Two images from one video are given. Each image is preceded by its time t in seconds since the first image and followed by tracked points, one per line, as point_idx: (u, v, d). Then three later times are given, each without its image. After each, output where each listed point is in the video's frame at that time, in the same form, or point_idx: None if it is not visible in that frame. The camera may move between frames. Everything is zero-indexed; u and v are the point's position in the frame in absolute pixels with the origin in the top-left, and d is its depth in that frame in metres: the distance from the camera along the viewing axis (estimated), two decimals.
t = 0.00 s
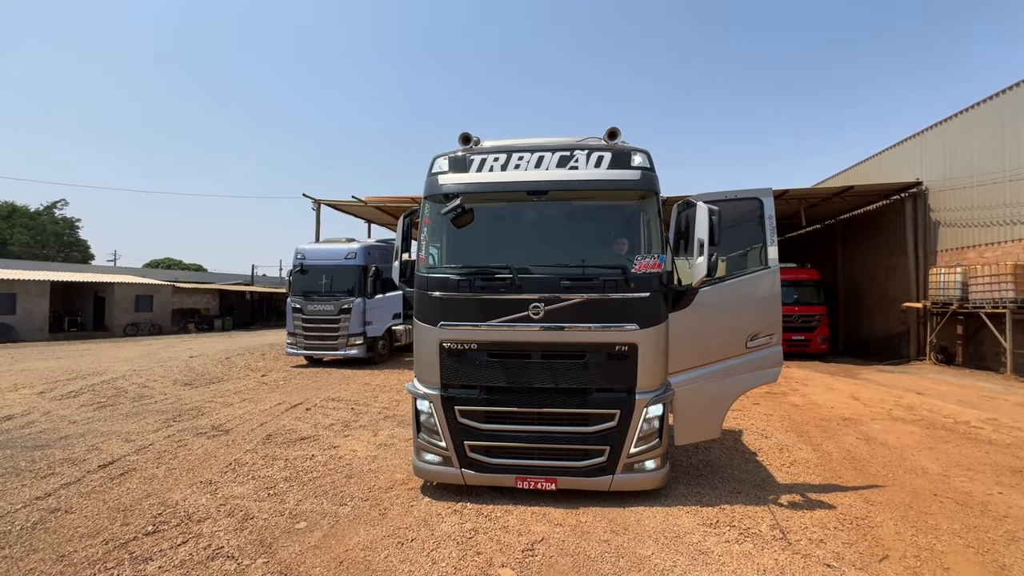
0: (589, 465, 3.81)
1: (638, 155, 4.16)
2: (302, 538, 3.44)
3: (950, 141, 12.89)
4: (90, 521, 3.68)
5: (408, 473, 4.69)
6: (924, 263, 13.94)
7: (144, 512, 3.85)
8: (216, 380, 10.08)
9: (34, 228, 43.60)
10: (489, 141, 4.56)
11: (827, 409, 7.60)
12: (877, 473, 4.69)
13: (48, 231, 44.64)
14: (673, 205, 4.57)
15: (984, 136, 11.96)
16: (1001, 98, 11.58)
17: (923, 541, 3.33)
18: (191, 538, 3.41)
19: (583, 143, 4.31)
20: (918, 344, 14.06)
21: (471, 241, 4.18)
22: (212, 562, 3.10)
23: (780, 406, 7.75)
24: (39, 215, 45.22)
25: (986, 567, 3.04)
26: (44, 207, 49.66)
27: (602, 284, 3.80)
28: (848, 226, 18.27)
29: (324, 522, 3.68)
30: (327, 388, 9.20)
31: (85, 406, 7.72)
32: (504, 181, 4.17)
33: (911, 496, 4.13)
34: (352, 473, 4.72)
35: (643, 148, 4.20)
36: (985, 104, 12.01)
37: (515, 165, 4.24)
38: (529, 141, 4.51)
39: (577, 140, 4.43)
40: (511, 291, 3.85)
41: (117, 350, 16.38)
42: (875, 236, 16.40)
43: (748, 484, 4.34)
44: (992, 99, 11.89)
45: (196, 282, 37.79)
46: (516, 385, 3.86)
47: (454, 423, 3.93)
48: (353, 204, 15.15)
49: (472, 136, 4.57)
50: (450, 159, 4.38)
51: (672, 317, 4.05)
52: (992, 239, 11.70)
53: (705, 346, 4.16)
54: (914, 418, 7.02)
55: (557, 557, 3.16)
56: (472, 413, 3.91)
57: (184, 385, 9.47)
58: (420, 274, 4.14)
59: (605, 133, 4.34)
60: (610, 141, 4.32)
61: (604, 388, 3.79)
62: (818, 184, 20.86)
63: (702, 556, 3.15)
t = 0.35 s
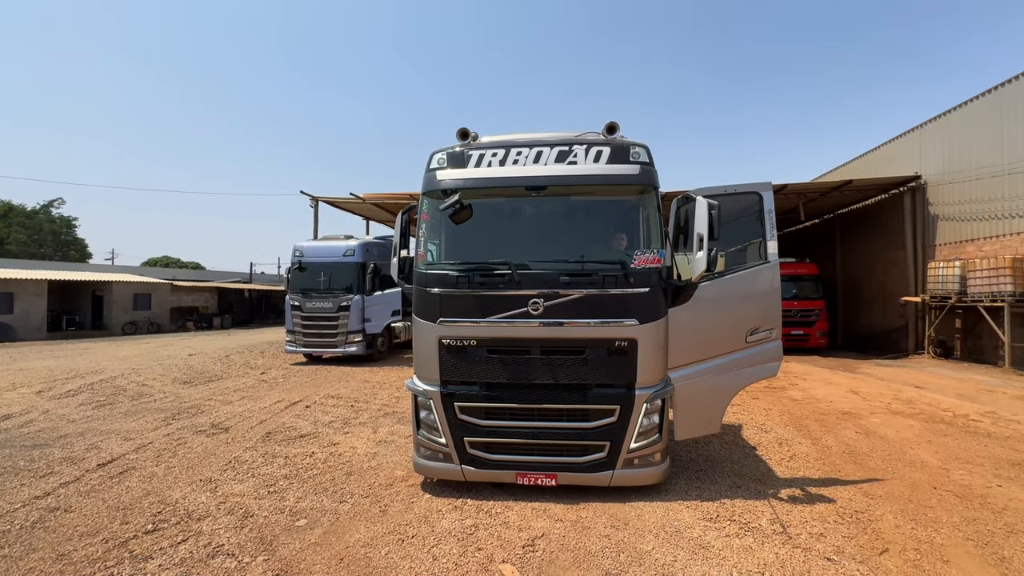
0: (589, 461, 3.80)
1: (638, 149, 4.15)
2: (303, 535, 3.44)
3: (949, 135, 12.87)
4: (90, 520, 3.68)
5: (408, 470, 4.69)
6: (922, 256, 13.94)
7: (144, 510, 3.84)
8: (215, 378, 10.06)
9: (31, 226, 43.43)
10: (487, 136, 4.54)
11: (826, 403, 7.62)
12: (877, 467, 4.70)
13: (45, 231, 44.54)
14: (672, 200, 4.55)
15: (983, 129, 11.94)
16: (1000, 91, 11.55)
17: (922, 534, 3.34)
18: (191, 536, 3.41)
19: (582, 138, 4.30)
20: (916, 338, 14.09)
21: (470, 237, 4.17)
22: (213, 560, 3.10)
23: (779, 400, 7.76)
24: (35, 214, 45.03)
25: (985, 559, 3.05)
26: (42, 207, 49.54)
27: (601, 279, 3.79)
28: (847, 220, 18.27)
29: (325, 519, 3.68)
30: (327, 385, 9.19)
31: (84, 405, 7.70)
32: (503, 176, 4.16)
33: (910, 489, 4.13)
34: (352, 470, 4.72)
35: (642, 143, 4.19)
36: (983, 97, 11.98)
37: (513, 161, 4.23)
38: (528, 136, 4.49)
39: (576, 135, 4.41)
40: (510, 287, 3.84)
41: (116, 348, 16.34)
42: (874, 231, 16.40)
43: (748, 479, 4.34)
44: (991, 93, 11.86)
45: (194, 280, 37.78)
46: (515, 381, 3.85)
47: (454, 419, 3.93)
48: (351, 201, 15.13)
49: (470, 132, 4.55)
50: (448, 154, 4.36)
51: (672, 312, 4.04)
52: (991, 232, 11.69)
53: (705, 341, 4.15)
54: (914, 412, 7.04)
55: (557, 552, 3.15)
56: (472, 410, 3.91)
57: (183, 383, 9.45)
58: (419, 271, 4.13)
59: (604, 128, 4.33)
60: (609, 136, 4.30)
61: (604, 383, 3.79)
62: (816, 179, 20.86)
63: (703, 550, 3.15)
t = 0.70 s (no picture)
0: (590, 456, 3.82)
1: (638, 145, 4.15)
2: (305, 531, 3.46)
3: (950, 131, 12.85)
4: (92, 517, 3.69)
5: (410, 466, 4.71)
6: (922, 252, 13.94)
7: (146, 507, 3.86)
8: (216, 375, 10.08)
9: (30, 224, 43.38)
10: (487, 133, 4.54)
11: (826, 398, 7.63)
12: (876, 462, 4.71)
13: (44, 228, 44.48)
14: (673, 196, 4.55)
15: (983, 125, 11.92)
16: (1001, 86, 11.53)
17: (922, 528, 3.36)
18: (194, 533, 3.42)
19: (582, 134, 4.30)
20: (916, 334, 14.10)
21: (470, 233, 4.17)
22: (215, 556, 3.12)
23: (779, 396, 7.78)
24: (34, 212, 44.96)
25: (984, 553, 3.07)
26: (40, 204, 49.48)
27: (602, 276, 3.79)
28: (847, 216, 18.26)
29: (327, 515, 3.70)
30: (328, 382, 9.21)
31: (85, 402, 7.72)
32: (503, 172, 4.15)
33: (910, 484, 4.15)
34: (353, 466, 4.73)
35: (642, 139, 4.19)
36: (984, 92, 11.96)
37: (513, 157, 4.22)
38: (527, 132, 4.48)
39: (576, 131, 4.40)
40: (511, 284, 3.85)
41: (116, 346, 16.37)
42: (874, 227, 16.40)
43: (748, 474, 4.36)
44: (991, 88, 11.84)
45: (194, 277, 37.80)
46: (516, 377, 3.86)
47: (455, 416, 3.94)
48: (351, 198, 15.12)
49: (470, 128, 4.54)
50: (448, 151, 4.36)
51: (672, 309, 4.05)
52: (991, 228, 11.69)
53: (705, 336, 4.16)
54: (913, 407, 7.05)
55: (559, 547, 3.17)
56: (472, 406, 3.92)
57: (184, 381, 9.47)
58: (419, 268, 4.13)
59: (604, 124, 4.32)
60: (609, 132, 4.30)
61: (604, 379, 3.80)
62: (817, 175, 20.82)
63: (703, 545, 3.17)
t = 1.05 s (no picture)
0: (589, 453, 3.83)
1: (638, 143, 4.15)
2: (306, 528, 3.47)
3: (949, 127, 12.85)
4: (94, 515, 3.70)
5: (411, 463, 4.72)
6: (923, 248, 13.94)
7: (148, 504, 3.87)
8: (217, 373, 10.10)
9: (30, 223, 43.38)
10: (487, 130, 4.54)
11: (825, 395, 7.65)
12: (876, 458, 4.73)
13: (43, 227, 44.48)
14: (673, 193, 4.55)
15: (983, 121, 11.91)
16: (1001, 83, 11.51)
17: (921, 524, 3.37)
18: (195, 530, 3.44)
19: (582, 131, 4.30)
20: (915, 331, 14.13)
21: (470, 231, 4.17)
22: (217, 553, 3.13)
23: (779, 393, 7.80)
24: (33, 211, 44.92)
25: (983, 548, 3.08)
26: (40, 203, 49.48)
27: (602, 273, 3.80)
28: (847, 213, 18.25)
29: (328, 512, 3.71)
30: (328, 380, 9.23)
31: (86, 400, 7.73)
32: (503, 170, 4.15)
33: (909, 480, 4.17)
34: (354, 463, 4.75)
35: (642, 136, 4.19)
36: (984, 89, 11.95)
37: (513, 154, 4.22)
38: (527, 129, 4.48)
39: (576, 128, 4.40)
40: (511, 281, 3.85)
41: (117, 344, 16.38)
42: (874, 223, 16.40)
43: (748, 470, 4.38)
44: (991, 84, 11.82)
45: (194, 276, 37.82)
46: (516, 375, 3.87)
47: (455, 413, 3.95)
48: (350, 196, 15.11)
49: (470, 125, 4.54)
50: (448, 149, 4.36)
51: (672, 306, 4.06)
52: (991, 225, 11.70)
53: (705, 333, 4.17)
54: (912, 403, 7.07)
55: (559, 543, 3.19)
56: (473, 403, 3.93)
57: (184, 379, 9.47)
58: (419, 265, 4.13)
59: (604, 121, 4.32)
60: (609, 129, 4.30)
61: (604, 376, 3.81)
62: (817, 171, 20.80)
63: (703, 541, 3.19)
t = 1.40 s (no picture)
0: (590, 451, 3.84)
1: (638, 140, 4.15)
2: (308, 526, 3.48)
3: (950, 125, 12.84)
4: (96, 512, 3.71)
5: (411, 461, 4.73)
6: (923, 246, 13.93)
7: (150, 502, 3.88)
8: (217, 371, 10.11)
9: (30, 222, 43.35)
10: (486, 128, 4.54)
11: (825, 393, 7.67)
12: (875, 456, 4.74)
13: (43, 226, 44.47)
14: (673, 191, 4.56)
15: (983, 119, 11.91)
16: (1001, 80, 11.50)
17: (920, 521, 3.38)
18: (197, 527, 3.45)
19: (582, 129, 4.30)
20: (915, 329, 14.14)
21: (470, 229, 4.18)
22: (219, 550, 3.14)
23: (778, 391, 7.81)
24: (33, 210, 44.90)
25: (981, 545, 3.09)
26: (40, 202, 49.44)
27: (602, 271, 3.81)
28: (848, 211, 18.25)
29: (329, 509, 3.72)
30: (328, 378, 9.24)
31: (87, 399, 7.74)
32: (502, 168, 4.16)
33: (908, 477, 4.18)
34: (355, 461, 4.76)
35: (642, 134, 4.19)
36: (984, 86, 11.94)
37: (513, 152, 4.23)
38: (527, 127, 4.48)
39: (575, 126, 4.40)
40: (511, 280, 3.86)
41: (117, 342, 16.41)
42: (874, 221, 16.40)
43: (748, 468, 4.39)
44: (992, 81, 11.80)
45: (194, 274, 37.82)
46: (516, 373, 3.88)
47: (455, 411, 3.96)
48: (350, 194, 15.11)
49: (470, 123, 4.54)
50: (448, 147, 4.36)
51: (672, 304, 4.06)
52: (991, 222, 11.70)
53: (704, 331, 4.18)
54: (912, 401, 7.08)
55: (559, 541, 3.20)
56: (473, 402, 3.94)
57: (185, 377, 9.49)
58: (419, 264, 4.14)
59: (604, 119, 4.32)
60: (609, 127, 4.30)
61: (604, 374, 3.81)
62: (817, 169, 20.78)
63: (703, 538, 3.20)
